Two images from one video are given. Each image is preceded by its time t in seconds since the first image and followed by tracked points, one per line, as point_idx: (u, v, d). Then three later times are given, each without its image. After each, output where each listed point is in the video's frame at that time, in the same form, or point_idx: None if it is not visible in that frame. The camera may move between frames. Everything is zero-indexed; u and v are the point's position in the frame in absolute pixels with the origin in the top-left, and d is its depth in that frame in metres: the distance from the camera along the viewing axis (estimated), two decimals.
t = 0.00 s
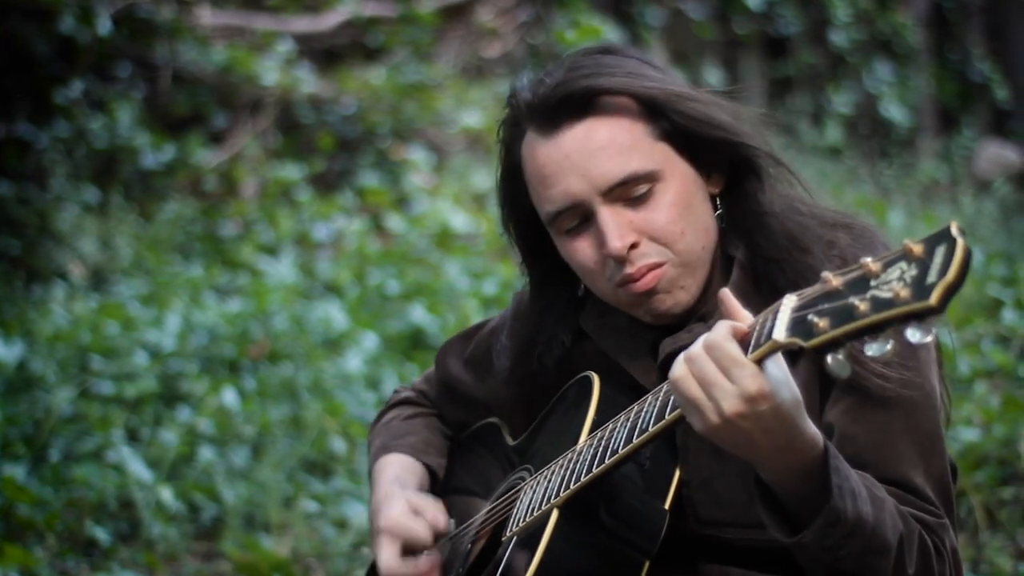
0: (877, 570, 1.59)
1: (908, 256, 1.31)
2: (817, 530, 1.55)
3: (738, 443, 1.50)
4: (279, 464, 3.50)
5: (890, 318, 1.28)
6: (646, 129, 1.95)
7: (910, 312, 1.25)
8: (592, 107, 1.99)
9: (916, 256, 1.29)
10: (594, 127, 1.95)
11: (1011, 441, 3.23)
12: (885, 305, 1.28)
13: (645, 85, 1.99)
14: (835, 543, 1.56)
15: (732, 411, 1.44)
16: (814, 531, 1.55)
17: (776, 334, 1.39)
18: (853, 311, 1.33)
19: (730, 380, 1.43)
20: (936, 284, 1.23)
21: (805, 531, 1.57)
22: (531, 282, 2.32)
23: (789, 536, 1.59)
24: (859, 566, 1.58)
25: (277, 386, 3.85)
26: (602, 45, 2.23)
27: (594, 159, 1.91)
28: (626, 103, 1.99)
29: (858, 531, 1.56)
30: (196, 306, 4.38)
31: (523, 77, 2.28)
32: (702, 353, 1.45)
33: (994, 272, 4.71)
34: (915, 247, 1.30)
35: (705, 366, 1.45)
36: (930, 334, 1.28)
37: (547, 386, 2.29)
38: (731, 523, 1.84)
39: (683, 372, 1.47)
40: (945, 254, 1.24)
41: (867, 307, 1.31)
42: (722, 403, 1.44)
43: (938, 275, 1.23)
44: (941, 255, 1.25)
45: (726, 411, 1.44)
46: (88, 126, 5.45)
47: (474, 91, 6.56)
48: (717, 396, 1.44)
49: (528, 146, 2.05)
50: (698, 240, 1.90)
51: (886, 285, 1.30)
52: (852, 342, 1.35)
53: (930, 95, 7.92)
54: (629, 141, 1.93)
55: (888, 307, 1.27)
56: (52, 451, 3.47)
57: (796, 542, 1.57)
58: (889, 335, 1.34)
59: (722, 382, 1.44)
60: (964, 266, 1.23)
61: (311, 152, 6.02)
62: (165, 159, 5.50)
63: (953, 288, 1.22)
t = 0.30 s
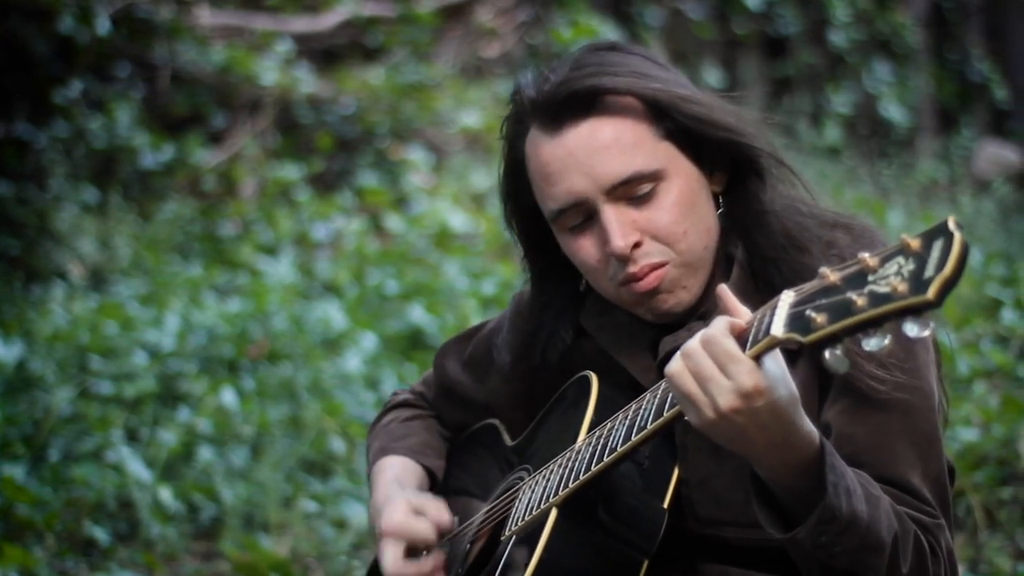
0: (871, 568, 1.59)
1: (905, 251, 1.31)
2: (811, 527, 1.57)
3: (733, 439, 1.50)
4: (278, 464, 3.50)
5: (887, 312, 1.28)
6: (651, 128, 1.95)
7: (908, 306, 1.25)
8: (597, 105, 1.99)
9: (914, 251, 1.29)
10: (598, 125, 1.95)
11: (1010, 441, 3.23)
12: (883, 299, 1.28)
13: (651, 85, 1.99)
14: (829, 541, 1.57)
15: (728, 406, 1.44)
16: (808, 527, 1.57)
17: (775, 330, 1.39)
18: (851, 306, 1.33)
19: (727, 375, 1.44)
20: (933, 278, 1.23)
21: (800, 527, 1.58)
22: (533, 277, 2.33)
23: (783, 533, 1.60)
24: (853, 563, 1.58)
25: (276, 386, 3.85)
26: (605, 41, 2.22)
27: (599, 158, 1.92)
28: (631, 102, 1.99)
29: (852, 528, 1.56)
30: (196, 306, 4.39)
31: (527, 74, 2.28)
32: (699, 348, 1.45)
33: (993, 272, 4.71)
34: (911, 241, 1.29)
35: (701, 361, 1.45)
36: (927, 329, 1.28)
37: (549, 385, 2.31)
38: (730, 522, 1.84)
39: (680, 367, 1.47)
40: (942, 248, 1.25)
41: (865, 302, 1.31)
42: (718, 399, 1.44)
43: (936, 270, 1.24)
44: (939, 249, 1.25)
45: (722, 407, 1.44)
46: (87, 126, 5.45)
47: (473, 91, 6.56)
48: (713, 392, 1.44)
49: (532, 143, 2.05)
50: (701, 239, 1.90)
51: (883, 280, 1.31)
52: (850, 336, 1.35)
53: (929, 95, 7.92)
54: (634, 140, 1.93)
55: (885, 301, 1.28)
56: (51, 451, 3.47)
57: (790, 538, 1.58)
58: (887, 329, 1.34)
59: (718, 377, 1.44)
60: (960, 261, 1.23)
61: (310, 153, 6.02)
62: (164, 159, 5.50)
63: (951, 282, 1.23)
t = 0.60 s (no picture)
0: (864, 566, 1.59)
1: (899, 247, 1.31)
2: (805, 524, 1.56)
3: (726, 437, 1.50)
4: (277, 464, 3.50)
5: (880, 308, 1.28)
6: (645, 128, 1.95)
7: (901, 302, 1.25)
8: (591, 104, 1.98)
9: (907, 247, 1.29)
10: (592, 125, 1.95)
11: (1009, 441, 3.24)
12: (876, 295, 1.28)
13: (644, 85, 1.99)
14: (823, 538, 1.57)
15: (721, 403, 1.44)
16: (802, 524, 1.56)
17: (768, 328, 1.39)
18: (844, 303, 1.33)
19: (720, 373, 1.44)
20: (926, 274, 1.23)
21: (794, 524, 1.58)
22: (525, 274, 2.33)
23: (778, 531, 1.60)
24: (847, 561, 1.58)
25: (275, 386, 3.85)
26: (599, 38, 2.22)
27: (593, 158, 1.91)
28: (625, 101, 1.98)
29: (846, 526, 1.56)
30: (195, 306, 4.39)
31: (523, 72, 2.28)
32: (693, 345, 1.45)
33: (992, 272, 4.71)
34: (905, 238, 1.30)
35: (694, 359, 1.45)
36: (921, 325, 1.29)
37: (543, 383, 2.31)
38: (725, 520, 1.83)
39: (673, 365, 1.47)
40: (936, 245, 1.25)
41: (858, 298, 1.31)
42: (712, 396, 1.44)
43: (929, 265, 1.24)
44: (933, 245, 1.26)
45: (716, 404, 1.44)
46: (86, 125, 5.45)
47: (472, 91, 6.56)
48: (707, 390, 1.44)
49: (526, 142, 2.05)
50: (695, 239, 1.91)
51: (876, 276, 1.31)
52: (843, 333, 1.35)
53: (928, 95, 7.92)
54: (627, 140, 1.93)
55: (879, 297, 1.28)
56: (50, 451, 3.47)
57: (784, 535, 1.59)
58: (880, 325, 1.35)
59: (712, 375, 1.44)
60: (954, 256, 1.24)
61: (309, 152, 6.02)
62: (163, 159, 5.50)
63: (943, 278, 1.23)
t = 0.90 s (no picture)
0: (864, 564, 1.59)
1: (901, 242, 1.31)
2: (806, 520, 1.56)
3: (728, 435, 1.50)
4: (276, 464, 3.50)
5: (884, 303, 1.27)
6: (648, 133, 1.95)
7: (904, 296, 1.24)
8: (594, 110, 1.98)
9: (909, 242, 1.29)
10: (597, 130, 1.94)
11: (1008, 441, 3.24)
12: (878, 290, 1.28)
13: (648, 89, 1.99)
14: (824, 534, 1.56)
15: (724, 400, 1.44)
16: (803, 521, 1.56)
17: (770, 324, 1.39)
18: (847, 298, 1.33)
19: (724, 369, 1.43)
20: (929, 267, 1.22)
21: (794, 521, 1.57)
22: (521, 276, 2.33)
23: (778, 527, 1.60)
24: (847, 558, 1.58)
25: (274, 385, 3.85)
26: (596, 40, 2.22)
27: (599, 164, 1.91)
28: (629, 105, 1.98)
29: (847, 522, 1.56)
30: (194, 306, 4.39)
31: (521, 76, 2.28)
32: (696, 342, 1.45)
33: (991, 272, 4.72)
34: (907, 233, 1.30)
35: (697, 355, 1.45)
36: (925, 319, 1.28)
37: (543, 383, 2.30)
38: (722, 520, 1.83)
39: (677, 364, 1.47)
40: (939, 238, 1.24)
41: (861, 294, 1.31)
42: (715, 394, 1.44)
43: (932, 259, 1.23)
44: (934, 239, 1.25)
45: (719, 401, 1.44)
46: (85, 125, 5.44)
47: (471, 91, 6.56)
48: (710, 387, 1.44)
49: (529, 146, 2.04)
50: (699, 243, 1.91)
51: (879, 272, 1.31)
52: (846, 328, 1.35)
53: (928, 95, 7.93)
54: (632, 145, 1.92)
55: (882, 293, 1.27)
56: (50, 451, 3.48)
57: (784, 532, 1.58)
58: (884, 320, 1.34)
59: (715, 371, 1.44)
60: (957, 249, 1.23)
61: (308, 152, 6.02)
62: (162, 159, 5.50)
63: (947, 270, 1.22)
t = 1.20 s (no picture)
0: (869, 562, 1.60)
1: (910, 246, 1.30)
2: (810, 519, 1.57)
3: (733, 435, 1.51)
4: (275, 464, 3.49)
5: (893, 307, 1.27)
6: (651, 130, 1.95)
7: (913, 301, 1.24)
8: (596, 107, 1.98)
9: (918, 247, 1.29)
10: (600, 127, 1.95)
11: (1007, 441, 3.24)
12: (887, 295, 1.28)
13: (651, 85, 2.00)
14: (829, 533, 1.58)
15: (726, 400, 1.44)
16: (808, 519, 1.57)
17: (779, 326, 1.40)
18: (855, 302, 1.33)
19: (726, 369, 1.44)
20: (938, 272, 1.22)
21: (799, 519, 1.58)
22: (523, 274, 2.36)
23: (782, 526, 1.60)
24: (852, 557, 1.59)
25: (273, 385, 3.85)
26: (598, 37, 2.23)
27: (601, 161, 1.91)
28: (631, 102, 1.99)
29: (851, 521, 1.57)
30: (192, 306, 4.39)
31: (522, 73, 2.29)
32: (699, 341, 1.45)
33: (990, 272, 4.72)
34: (916, 238, 1.29)
35: (701, 354, 1.45)
36: (933, 324, 1.28)
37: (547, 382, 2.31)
38: (724, 521, 1.83)
39: (679, 362, 1.48)
40: (947, 244, 1.24)
41: (870, 297, 1.31)
42: (718, 393, 1.44)
43: (941, 265, 1.23)
44: (943, 245, 1.25)
45: (721, 400, 1.44)
46: (84, 126, 5.44)
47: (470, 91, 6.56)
48: (711, 385, 1.44)
49: (531, 143, 2.05)
50: (700, 242, 1.91)
51: (887, 276, 1.30)
52: (854, 332, 1.35)
53: (927, 95, 7.93)
54: (635, 142, 1.93)
55: (891, 296, 1.27)
56: (49, 451, 3.48)
57: (789, 530, 1.59)
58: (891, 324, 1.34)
59: (716, 371, 1.44)
60: (965, 255, 1.22)
61: (307, 152, 6.02)
62: (161, 159, 5.49)
63: (956, 276, 1.22)
